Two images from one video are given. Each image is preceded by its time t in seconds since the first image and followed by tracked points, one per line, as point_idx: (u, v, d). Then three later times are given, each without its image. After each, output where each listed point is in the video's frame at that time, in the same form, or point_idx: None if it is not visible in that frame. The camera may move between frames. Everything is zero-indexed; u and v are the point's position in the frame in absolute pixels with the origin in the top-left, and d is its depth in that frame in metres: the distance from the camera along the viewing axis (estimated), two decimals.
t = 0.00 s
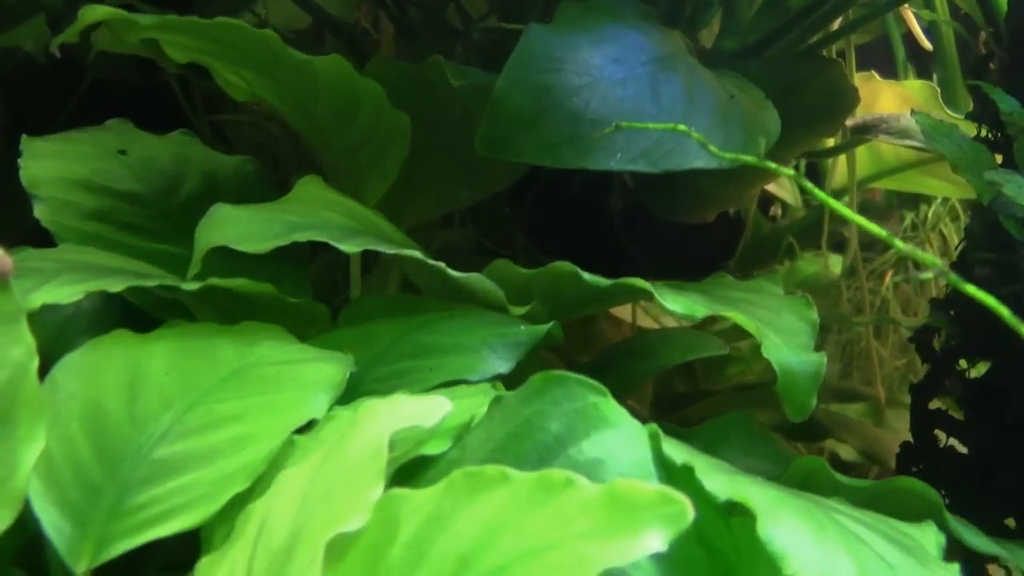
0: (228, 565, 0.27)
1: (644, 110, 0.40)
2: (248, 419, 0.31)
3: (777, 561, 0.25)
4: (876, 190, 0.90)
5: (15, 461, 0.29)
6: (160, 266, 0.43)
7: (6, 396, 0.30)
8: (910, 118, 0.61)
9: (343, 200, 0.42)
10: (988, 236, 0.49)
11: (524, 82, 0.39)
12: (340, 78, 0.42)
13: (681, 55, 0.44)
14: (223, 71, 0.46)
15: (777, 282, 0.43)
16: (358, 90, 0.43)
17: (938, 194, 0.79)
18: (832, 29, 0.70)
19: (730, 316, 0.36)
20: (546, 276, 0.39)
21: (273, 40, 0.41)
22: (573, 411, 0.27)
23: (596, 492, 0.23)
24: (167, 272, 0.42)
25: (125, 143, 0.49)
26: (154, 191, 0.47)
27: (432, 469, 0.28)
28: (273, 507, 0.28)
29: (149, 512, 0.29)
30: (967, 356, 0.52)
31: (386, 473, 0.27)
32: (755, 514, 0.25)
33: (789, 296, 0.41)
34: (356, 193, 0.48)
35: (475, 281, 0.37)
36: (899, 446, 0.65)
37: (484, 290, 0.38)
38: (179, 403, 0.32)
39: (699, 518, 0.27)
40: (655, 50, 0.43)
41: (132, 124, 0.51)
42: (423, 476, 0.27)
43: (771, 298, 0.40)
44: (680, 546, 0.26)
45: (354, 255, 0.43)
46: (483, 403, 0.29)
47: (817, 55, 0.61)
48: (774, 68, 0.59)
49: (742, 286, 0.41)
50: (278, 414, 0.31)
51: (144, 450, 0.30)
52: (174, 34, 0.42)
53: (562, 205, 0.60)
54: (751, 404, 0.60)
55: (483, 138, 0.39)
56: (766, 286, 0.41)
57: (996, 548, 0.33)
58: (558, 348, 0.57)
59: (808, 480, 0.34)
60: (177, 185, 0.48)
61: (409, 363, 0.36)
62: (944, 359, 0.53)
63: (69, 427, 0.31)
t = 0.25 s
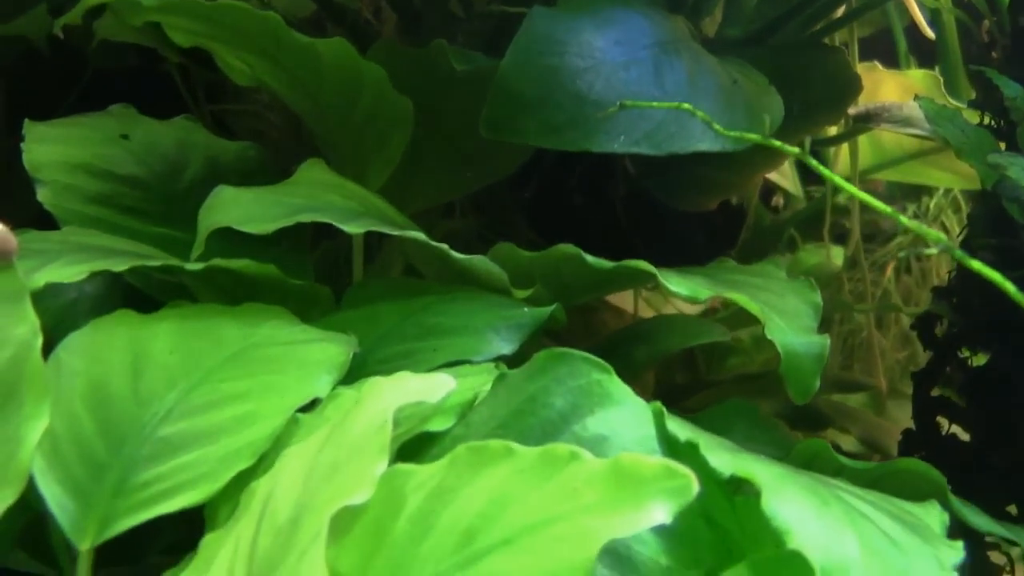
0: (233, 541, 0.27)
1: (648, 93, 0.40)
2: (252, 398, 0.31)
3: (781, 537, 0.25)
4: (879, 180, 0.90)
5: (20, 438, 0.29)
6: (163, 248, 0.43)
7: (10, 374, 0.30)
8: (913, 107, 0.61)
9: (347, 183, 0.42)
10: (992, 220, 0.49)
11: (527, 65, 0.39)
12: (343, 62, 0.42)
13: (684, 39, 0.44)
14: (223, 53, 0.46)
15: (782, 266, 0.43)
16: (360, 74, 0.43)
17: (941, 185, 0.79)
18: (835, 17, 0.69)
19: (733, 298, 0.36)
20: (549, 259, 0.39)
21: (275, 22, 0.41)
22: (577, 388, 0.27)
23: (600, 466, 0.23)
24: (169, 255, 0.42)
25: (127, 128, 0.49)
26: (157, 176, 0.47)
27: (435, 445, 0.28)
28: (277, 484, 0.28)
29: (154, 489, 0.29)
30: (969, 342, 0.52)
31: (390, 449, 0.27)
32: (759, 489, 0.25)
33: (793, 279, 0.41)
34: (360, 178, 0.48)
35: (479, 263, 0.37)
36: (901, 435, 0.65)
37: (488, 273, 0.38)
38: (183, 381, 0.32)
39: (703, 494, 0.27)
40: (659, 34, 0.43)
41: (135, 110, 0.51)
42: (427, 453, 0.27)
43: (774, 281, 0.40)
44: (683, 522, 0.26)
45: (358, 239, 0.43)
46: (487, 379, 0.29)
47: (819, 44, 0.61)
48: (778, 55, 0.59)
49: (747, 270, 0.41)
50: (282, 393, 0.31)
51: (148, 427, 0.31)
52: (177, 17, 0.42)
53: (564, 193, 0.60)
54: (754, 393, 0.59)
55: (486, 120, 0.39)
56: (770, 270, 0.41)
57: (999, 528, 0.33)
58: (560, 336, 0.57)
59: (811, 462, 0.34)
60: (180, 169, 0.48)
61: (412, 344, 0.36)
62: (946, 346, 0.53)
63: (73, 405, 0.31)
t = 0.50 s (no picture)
0: (236, 528, 0.27)
1: (650, 84, 0.40)
2: (254, 386, 0.31)
3: (782, 521, 0.25)
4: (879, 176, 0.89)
5: (22, 426, 0.29)
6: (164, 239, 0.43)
7: (12, 362, 0.30)
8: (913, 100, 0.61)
9: (348, 174, 0.41)
10: (993, 214, 0.49)
11: (529, 56, 0.39)
12: (344, 54, 0.42)
13: (686, 31, 0.44)
14: (224, 45, 0.46)
15: (783, 257, 0.43)
16: (362, 66, 0.43)
17: (942, 180, 0.79)
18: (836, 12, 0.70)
19: (735, 288, 0.36)
20: (551, 249, 0.39)
21: (276, 14, 0.41)
22: (580, 374, 0.27)
23: (603, 451, 0.23)
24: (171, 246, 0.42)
25: (128, 120, 0.49)
26: (158, 168, 0.47)
27: (438, 433, 0.28)
28: (280, 471, 0.28)
29: (156, 476, 0.29)
30: (970, 336, 0.52)
31: (393, 436, 0.27)
32: (761, 474, 0.25)
33: (794, 270, 0.41)
34: (361, 171, 0.48)
35: (481, 253, 0.37)
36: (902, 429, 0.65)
37: (489, 263, 0.38)
38: (185, 370, 0.32)
39: (705, 481, 0.27)
40: (660, 25, 0.43)
41: (135, 102, 0.51)
42: (429, 440, 0.27)
43: (775, 272, 0.40)
44: (686, 508, 0.26)
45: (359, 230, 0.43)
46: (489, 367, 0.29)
47: (820, 38, 0.61)
48: (777, 50, 0.59)
49: (748, 261, 0.41)
50: (284, 381, 0.31)
51: (151, 415, 0.31)
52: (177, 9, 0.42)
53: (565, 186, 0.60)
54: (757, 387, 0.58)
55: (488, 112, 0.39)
56: (771, 261, 0.41)
57: (1000, 516, 0.34)
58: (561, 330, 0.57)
59: (813, 451, 0.34)
60: (181, 162, 0.48)
61: (414, 334, 0.35)
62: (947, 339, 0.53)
63: (75, 393, 0.31)
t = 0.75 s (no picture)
0: (244, 493, 0.27)
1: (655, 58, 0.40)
2: (259, 356, 0.31)
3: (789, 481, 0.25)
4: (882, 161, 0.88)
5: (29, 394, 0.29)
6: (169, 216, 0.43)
7: (19, 331, 0.30)
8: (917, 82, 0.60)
9: (353, 150, 0.41)
10: (997, 192, 0.49)
11: (534, 31, 0.39)
12: (349, 30, 0.42)
13: (691, 5, 0.44)
14: (228, 23, 0.46)
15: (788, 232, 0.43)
16: (366, 42, 0.43)
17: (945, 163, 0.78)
18: None
19: (741, 260, 0.36)
20: (557, 223, 0.39)
21: None
22: (587, 339, 0.27)
23: (611, 411, 0.23)
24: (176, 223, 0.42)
25: (132, 99, 0.48)
26: (162, 147, 0.47)
27: (446, 398, 0.28)
28: (288, 437, 0.28)
29: (163, 444, 0.29)
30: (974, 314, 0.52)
31: (401, 399, 0.27)
32: (768, 435, 0.25)
33: (799, 244, 0.41)
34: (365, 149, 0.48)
35: (486, 226, 0.37)
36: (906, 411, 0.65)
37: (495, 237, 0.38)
38: (191, 340, 0.32)
39: (712, 446, 0.27)
40: None
41: (139, 82, 0.51)
42: (437, 405, 0.28)
43: (781, 246, 0.40)
44: (693, 470, 0.27)
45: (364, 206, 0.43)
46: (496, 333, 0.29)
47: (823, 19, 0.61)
48: (781, 30, 0.59)
49: (753, 236, 0.41)
50: (291, 349, 0.31)
51: (157, 384, 0.31)
52: None
53: (569, 168, 0.60)
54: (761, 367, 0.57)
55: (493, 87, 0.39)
56: (776, 236, 0.41)
57: (1006, 485, 0.34)
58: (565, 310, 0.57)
59: (820, 420, 0.34)
60: (185, 140, 0.48)
61: (419, 306, 0.35)
62: (951, 318, 0.53)
63: (81, 362, 0.31)
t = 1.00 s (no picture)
0: (250, 465, 0.27)
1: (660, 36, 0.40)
2: (264, 330, 0.31)
3: (795, 450, 0.25)
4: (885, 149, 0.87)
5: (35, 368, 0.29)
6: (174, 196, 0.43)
7: (25, 305, 0.30)
8: (922, 67, 0.60)
9: (357, 129, 0.41)
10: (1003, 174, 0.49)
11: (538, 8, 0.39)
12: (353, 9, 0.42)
13: None
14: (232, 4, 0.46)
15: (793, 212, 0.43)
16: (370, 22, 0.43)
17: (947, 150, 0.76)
18: None
19: (746, 237, 0.36)
20: (561, 202, 0.39)
21: None
22: (594, 311, 0.27)
23: (618, 379, 0.23)
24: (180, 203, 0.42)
25: (136, 82, 0.48)
26: (166, 129, 0.47)
27: (452, 370, 0.28)
28: (294, 409, 0.28)
29: (169, 417, 0.29)
30: (979, 296, 0.52)
31: (407, 370, 0.27)
32: (774, 404, 0.25)
33: (804, 223, 0.41)
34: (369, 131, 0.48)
35: (490, 204, 0.37)
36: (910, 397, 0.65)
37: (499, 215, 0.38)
38: (196, 315, 0.32)
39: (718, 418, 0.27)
40: None
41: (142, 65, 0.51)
42: (444, 376, 0.27)
43: (785, 225, 0.40)
44: (700, 441, 0.27)
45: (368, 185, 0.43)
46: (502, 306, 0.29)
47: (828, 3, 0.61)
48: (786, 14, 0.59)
49: (758, 215, 0.41)
50: (295, 324, 0.31)
51: (163, 358, 0.31)
52: None
53: (572, 152, 0.60)
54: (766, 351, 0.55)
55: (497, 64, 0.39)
56: (781, 216, 0.41)
57: (1011, 460, 0.34)
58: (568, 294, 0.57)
59: (826, 397, 0.34)
60: (188, 123, 0.48)
61: (423, 283, 0.35)
62: (956, 301, 0.53)
63: (87, 337, 0.31)
